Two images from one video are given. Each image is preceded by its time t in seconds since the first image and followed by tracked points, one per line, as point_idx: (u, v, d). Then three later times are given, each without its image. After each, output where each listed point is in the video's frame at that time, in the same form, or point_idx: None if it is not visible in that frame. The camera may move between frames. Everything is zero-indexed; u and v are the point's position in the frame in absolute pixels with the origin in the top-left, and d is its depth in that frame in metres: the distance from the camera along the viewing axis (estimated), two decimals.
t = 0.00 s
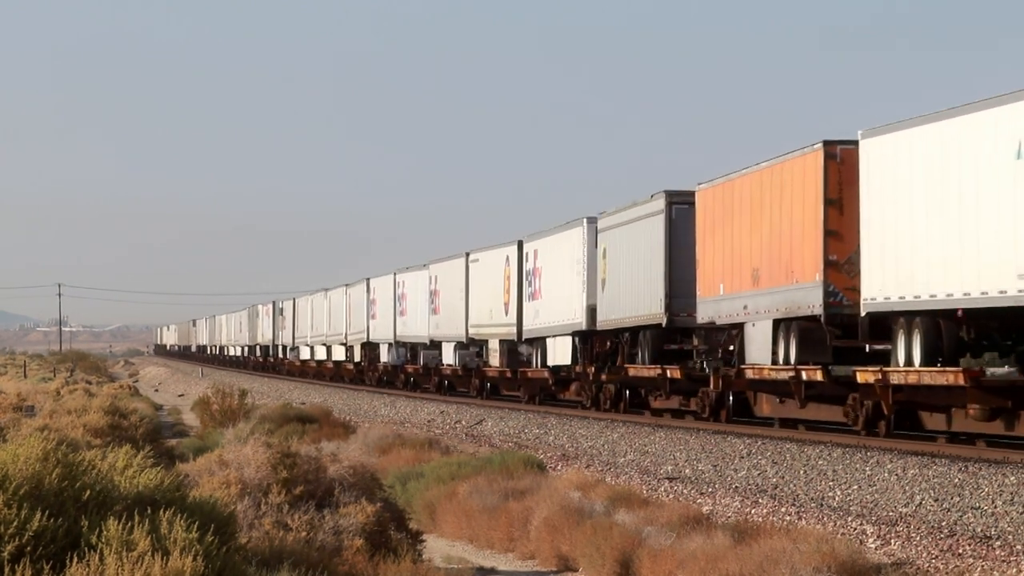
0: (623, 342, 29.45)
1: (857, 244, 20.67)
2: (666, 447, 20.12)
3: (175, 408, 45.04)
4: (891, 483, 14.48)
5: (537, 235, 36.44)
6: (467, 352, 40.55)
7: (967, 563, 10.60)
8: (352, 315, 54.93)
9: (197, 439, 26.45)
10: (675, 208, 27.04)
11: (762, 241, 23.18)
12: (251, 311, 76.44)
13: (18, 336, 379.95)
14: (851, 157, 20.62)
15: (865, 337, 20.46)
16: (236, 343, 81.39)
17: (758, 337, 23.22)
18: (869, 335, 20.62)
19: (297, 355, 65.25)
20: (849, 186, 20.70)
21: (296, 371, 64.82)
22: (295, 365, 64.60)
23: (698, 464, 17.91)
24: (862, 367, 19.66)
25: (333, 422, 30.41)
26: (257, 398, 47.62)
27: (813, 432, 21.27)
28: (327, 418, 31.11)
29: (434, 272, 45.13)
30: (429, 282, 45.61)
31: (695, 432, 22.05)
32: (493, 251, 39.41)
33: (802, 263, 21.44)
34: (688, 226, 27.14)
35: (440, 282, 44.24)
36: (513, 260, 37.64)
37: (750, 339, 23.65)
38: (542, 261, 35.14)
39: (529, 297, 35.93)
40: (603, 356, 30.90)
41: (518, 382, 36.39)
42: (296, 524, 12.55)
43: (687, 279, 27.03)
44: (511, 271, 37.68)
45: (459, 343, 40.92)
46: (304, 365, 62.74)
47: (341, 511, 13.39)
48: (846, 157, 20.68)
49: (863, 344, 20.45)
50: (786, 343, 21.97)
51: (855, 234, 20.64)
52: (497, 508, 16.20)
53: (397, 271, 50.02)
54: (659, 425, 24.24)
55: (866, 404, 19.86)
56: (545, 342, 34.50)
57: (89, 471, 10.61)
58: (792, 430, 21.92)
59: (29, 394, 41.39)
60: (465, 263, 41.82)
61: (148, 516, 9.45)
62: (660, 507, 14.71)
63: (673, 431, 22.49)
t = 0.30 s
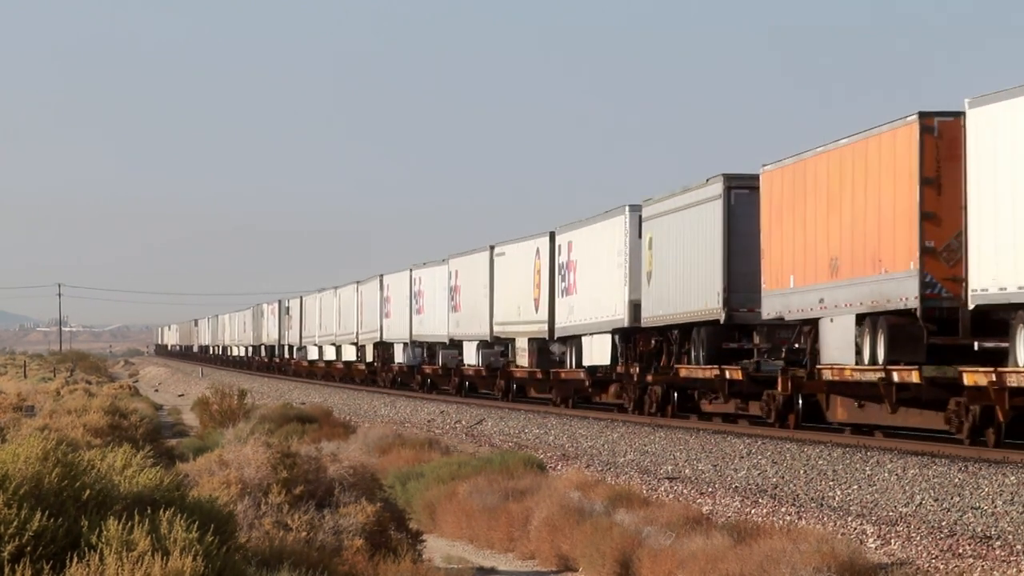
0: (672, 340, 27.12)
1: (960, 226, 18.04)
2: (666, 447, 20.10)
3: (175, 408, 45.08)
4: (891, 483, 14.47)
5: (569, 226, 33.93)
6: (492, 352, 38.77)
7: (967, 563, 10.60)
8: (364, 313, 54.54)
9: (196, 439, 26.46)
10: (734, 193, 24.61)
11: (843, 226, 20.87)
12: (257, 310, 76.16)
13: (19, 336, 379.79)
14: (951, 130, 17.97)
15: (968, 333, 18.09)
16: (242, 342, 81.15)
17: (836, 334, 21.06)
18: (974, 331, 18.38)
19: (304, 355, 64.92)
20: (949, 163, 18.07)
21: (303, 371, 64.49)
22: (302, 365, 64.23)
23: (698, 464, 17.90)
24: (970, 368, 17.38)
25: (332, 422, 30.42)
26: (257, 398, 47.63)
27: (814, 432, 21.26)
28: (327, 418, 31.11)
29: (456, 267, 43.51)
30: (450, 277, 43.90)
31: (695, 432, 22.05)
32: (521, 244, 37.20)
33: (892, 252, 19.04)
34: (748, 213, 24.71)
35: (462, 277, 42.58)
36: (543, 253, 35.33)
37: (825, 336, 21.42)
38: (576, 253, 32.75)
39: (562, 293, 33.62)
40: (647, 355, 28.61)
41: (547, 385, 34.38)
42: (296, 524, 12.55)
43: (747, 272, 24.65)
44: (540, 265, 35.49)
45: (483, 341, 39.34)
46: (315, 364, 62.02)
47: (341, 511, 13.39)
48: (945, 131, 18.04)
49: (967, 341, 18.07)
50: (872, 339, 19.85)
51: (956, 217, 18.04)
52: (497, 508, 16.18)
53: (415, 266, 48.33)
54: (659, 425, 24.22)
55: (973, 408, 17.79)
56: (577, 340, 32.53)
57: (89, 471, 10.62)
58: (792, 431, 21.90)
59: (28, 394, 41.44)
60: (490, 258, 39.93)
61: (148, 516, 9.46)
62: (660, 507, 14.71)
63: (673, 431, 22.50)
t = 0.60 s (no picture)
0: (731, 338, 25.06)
1: None
2: (666, 447, 20.13)
3: (175, 408, 45.20)
4: (891, 483, 14.49)
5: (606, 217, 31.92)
6: (518, 352, 37.33)
7: (967, 563, 10.60)
8: (375, 312, 53.72)
9: (197, 439, 26.52)
10: (806, 173, 22.09)
11: (943, 208, 18.26)
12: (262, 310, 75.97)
13: (20, 336, 379.63)
14: None
15: None
16: (247, 342, 80.96)
17: (934, 331, 18.60)
18: None
19: (310, 355, 64.66)
20: None
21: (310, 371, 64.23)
22: (309, 364, 63.96)
23: (698, 464, 17.93)
24: None
25: (333, 422, 30.48)
26: (257, 398, 47.70)
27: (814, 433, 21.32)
28: (327, 418, 31.16)
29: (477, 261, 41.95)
30: (472, 271, 42.19)
31: (695, 432, 22.08)
32: (552, 236, 35.02)
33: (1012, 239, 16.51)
34: (822, 196, 22.17)
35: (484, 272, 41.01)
36: (580, 245, 33.11)
37: (923, 334, 18.87)
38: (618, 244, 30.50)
39: (602, 287, 31.46)
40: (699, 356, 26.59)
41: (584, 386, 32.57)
42: (296, 525, 12.56)
43: (821, 261, 22.15)
44: (575, 258, 33.36)
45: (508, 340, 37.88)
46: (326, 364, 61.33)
47: (341, 511, 13.40)
48: None
49: None
50: (980, 336, 17.47)
51: None
52: (497, 508, 16.19)
53: (432, 260, 46.71)
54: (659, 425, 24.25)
55: None
56: (619, 339, 30.60)
57: (89, 472, 10.63)
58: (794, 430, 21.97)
59: (29, 394, 41.59)
60: (517, 251, 38.07)
61: (148, 517, 9.47)
62: (660, 507, 14.73)
63: (673, 431, 22.53)
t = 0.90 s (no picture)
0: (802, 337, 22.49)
1: None
2: (666, 447, 20.11)
3: (175, 409, 45.21)
4: (891, 483, 14.47)
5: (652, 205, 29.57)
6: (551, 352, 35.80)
7: (967, 563, 10.58)
8: (389, 311, 52.76)
9: (197, 439, 26.51)
10: (895, 151, 19.09)
11: None
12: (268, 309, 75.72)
13: (20, 336, 379.52)
14: None
15: None
16: (253, 342, 80.71)
17: None
18: None
19: (318, 355, 64.30)
20: None
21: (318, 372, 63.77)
22: (317, 365, 63.60)
23: (698, 464, 17.90)
24: None
25: (332, 422, 30.48)
26: (258, 398, 47.72)
27: (813, 433, 21.32)
28: (327, 418, 31.14)
29: (506, 255, 40.06)
30: (501, 267, 40.22)
31: (695, 432, 22.07)
32: (593, 227, 32.86)
33: None
34: (915, 177, 19.12)
35: (514, 267, 39.17)
36: (623, 235, 30.83)
37: None
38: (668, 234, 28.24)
39: (650, 281, 29.32)
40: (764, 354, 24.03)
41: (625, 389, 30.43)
42: (295, 524, 12.55)
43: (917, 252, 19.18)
44: (618, 250, 31.17)
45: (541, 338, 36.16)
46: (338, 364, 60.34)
47: (341, 511, 13.38)
48: None
49: None
50: None
51: None
52: (497, 508, 16.17)
53: (457, 255, 44.90)
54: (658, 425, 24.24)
55: None
56: (668, 336, 28.45)
57: (89, 471, 10.62)
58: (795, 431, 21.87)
59: (29, 394, 41.61)
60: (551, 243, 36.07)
61: (148, 516, 9.45)
62: (660, 507, 14.71)
63: (673, 431, 22.51)
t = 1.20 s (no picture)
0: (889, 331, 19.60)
1: None
2: (666, 447, 20.12)
3: (175, 409, 45.23)
4: (891, 483, 14.48)
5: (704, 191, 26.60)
6: (586, 351, 32.40)
7: (967, 563, 10.59)
8: (404, 310, 50.85)
9: (196, 439, 26.53)
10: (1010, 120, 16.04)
11: None
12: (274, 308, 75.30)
13: (21, 337, 379.36)
14: None
15: None
16: (258, 342, 80.32)
17: None
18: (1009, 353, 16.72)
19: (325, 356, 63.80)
20: None
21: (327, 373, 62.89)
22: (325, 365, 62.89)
23: (698, 464, 17.91)
24: None
25: (332, 422, 30.50)
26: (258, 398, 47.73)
27: (813, 433, 21.34)
28: (327, 418, 31.15)
29: (534, 247, 37.08)
30: (529, 258, 37.23)
31: (695, 432, 22.08)
32: (638, 214, 29.65)
33: None
34: None
35: (542, 259, 36.23)
36: (672, 224, 27.70)
37: None
38: (727, 221, 25.03)
39: (705, 274, 26.19)
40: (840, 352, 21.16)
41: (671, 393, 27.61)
42: (295, 524, 12.56)
43: None
44: (665, 240, 28.03)
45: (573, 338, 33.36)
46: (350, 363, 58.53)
47: (341, 511, 13.39)
48: None
49: None
50: None
51: None
52: (497, 508, 16.18)
53: (476, 248, 42.07)
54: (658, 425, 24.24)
55: None
56: (725, 335, 25.42)
57: (89, 472, 10.62)
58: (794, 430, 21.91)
59: (29, 394, 41.65)
60: (586, 233, 32.95)
61: (148, 517, 9.46)
62: (660, 506, 14.72)
63: (672, 431, 22.53)
